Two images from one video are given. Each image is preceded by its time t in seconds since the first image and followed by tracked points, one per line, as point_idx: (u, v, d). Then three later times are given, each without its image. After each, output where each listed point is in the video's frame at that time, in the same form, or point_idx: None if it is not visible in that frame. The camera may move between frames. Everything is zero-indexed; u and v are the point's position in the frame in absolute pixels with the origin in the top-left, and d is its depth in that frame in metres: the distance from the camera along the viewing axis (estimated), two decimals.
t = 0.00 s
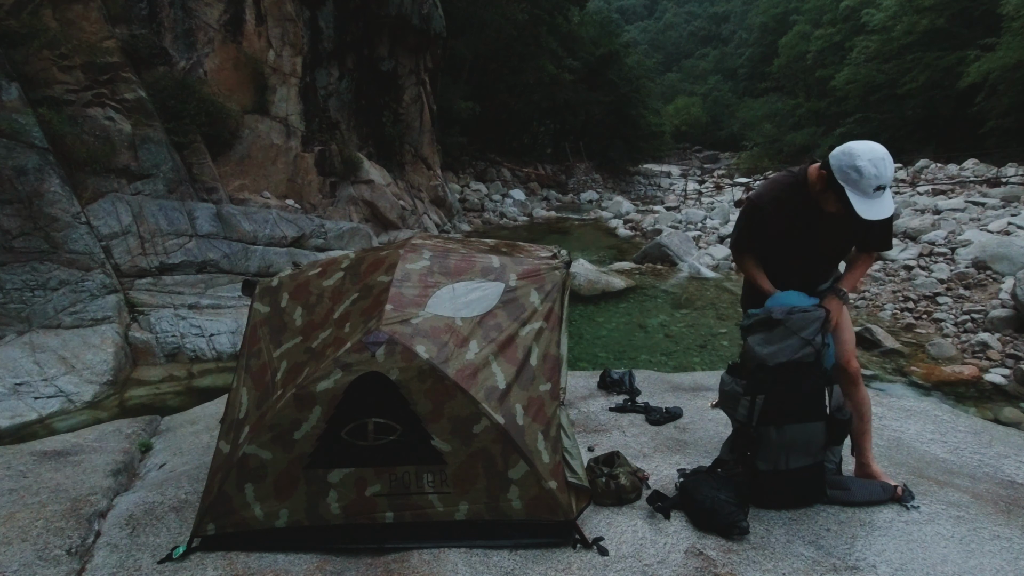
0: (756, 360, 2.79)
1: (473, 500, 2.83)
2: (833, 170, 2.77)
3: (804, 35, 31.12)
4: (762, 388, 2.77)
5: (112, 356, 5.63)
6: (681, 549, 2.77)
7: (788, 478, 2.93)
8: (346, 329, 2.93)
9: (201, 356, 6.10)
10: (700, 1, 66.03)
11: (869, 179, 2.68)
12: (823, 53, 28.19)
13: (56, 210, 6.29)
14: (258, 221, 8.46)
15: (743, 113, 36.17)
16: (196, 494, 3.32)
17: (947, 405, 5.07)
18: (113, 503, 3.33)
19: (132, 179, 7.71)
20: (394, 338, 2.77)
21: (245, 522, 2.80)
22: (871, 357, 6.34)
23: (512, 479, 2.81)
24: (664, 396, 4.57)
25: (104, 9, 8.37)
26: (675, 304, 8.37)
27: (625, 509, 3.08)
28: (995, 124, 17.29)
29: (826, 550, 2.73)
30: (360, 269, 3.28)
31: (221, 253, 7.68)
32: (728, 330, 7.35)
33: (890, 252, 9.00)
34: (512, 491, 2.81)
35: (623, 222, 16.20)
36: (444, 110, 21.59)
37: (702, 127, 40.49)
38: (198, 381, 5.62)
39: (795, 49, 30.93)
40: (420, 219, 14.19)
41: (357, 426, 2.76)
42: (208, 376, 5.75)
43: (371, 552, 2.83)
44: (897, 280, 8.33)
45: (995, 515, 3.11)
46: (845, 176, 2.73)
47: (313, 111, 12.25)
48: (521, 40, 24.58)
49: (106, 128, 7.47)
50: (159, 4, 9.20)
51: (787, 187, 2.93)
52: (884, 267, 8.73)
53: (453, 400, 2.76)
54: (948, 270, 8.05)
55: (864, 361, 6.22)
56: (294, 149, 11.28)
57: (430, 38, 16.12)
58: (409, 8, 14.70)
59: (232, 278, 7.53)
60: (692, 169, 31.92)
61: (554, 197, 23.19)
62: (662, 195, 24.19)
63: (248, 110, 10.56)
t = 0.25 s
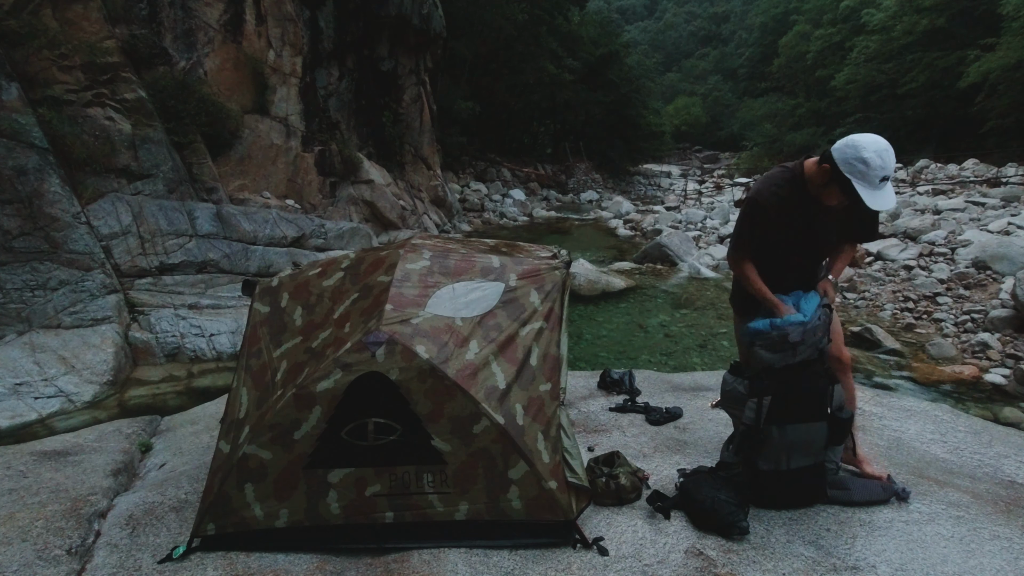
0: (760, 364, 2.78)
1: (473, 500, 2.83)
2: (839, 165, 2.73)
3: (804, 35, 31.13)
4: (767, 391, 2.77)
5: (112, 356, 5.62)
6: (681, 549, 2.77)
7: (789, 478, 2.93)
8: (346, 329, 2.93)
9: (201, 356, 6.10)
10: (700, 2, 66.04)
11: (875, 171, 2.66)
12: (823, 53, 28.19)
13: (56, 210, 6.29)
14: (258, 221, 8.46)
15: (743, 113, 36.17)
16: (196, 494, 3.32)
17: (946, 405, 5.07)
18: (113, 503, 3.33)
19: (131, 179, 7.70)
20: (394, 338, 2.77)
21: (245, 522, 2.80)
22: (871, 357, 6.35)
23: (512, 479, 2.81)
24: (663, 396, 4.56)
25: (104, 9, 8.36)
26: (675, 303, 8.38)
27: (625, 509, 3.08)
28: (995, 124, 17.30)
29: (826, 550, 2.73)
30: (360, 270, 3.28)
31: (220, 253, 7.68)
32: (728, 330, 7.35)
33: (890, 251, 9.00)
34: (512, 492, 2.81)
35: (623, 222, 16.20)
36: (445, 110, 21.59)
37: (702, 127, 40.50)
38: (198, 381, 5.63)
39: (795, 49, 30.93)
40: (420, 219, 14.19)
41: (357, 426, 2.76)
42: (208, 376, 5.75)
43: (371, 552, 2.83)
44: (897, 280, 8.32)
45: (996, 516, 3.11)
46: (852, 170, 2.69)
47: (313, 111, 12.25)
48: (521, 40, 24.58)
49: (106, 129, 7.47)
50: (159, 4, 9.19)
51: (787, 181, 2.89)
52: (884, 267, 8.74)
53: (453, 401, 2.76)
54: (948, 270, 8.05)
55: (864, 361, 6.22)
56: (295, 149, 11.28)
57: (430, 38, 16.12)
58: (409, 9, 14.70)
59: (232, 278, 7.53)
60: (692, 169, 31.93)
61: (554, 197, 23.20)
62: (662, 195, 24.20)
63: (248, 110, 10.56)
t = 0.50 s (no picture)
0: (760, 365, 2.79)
1: (473, 500, 2.83)
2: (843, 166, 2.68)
3: (804, 36, 31.12)
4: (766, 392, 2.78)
5: (112, 356, 5.62)
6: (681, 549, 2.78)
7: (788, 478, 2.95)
8: (346, 329, 2.93)
9: (201, 356, 6.10)
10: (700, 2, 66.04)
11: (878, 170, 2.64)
12: (823, 53, 28.19)
13: (57, 210, 6.29)
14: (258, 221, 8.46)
15: (743, 113, 36.17)
16: (196, 494, 3.32)
17: (947, 405, 5.07)
18: (113, 503, 3.33)
19: (131, 180, 7.70)
20: (394, 338, 2.76)
21: (245, 522, 2.80)
22: (871, 357, 6.35)
23: (512, 479, 2.82)
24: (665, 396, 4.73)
25: (104, 9, 8.36)
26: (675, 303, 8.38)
27: (625, 509, 3.09)
28: (995, 124, 17.29)
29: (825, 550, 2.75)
30: (359, 269, 3.27)
31: (220, 253, 7.68)
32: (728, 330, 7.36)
33: (890, 251, 8.99)
34: (512, 491, 2.82)
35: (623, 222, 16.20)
36: (445, 111, 21.59)
37: (702, 127, 40.51)
38: (198, 381, 5.62)
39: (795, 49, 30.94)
40: (420, 219, 14.18)
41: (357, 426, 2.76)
42: (208, 376, 5.75)
43: (371, 552, 2.83)
44: (897, 280, 8.32)
45: (995, 515, 3.14)
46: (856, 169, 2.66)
47: (313, 111, 12.25)
48: (521, 40, 24.58)
49: (106, 129, 7.47)
50: (159, 4, 9.19)
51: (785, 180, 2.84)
52: (884, 267, 8.73)
53: (453, 401, 2.76)
54: (948, 270, 8.04)
55: (864, 361, 6.22)
56: (295, 149, 11.28)
57: (430, 38, 16.12)
58: (408, 9, 14.70)
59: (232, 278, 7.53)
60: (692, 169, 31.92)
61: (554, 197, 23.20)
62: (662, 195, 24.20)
63: (248, 110, 10.56)
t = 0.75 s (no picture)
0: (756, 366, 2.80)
1: (473, 500, 2.84)
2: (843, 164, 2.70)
3: (804, 35, 31.12)
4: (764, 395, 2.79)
5: (112, 355, 5.62)
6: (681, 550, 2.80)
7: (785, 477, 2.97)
8: (346, 329, 2.93)
9: (201, 356, 6.10)
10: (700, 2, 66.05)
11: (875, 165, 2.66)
12: (823, 53, 28.19)
13: (57, 210, 6.29)
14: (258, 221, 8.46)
15: (743, 113, 36.17)
16: (196, 494, 3.32)
17: (946, 405, 5.07)
18: (113, 503, 3.33)
19: (131, 180, 7.71)
20: (394, 338, 2.75)
21: (245, 522, 2.81)
22: (871, 357, 6.35)
23: (512, 479, 2.82)
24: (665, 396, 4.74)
25: (104, 9, 8.36)
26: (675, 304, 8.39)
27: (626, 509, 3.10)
28: (995, 123, 17.29)
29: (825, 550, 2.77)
30: (360, 269, 3.26)
31: (220, 253, 7.68)
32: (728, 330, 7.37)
33: (890, 251, 9.00)
34: (512, 491, 2.82)
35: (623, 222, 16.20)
36: (445, 111, 21.59)
37: (703, 127, 40.52)
38: (198, 381, 5.62)
39: (795, 49, 30.95)
40: (420, 219, 14.18)
41: (357, 426, 2.76)
42: (208, 376, 5.75)
43: (372, 552, 2.84)
44: (897, 280, 8.33)
45: (995, 515, 3.14)
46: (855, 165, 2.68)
47: (313, 111, 12.26)
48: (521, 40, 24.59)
49: (106, 129, 7.47)
50: (159, 4, 9.20)
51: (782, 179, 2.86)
52: (884, 267, 8.74)
53: (453, 401, 2.76)
54: (948, 270, 8.04)
55: (864, 361, 6.22)
56: (295, 149, 11.28)
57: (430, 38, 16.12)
58: (408, 8, 14.70)
59: (232, 278, 7.53)
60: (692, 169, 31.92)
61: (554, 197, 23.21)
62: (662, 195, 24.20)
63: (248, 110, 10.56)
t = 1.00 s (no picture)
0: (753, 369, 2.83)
1: (472, 500, 2.84)
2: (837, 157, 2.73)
3: (804, 35, 31.11)
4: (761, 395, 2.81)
5: (113, 355, 5.63)
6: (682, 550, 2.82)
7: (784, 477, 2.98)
8: (346, 329, 2.93)
9: (201, 356, 6.10)
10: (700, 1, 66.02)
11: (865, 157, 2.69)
12: (823, 53, 28.18)
13: (57, 210, 6.29)
14: (258, 221, 8.47)
15: (743, 113, 36.16)
16: (196, 494, 3.32)
17: (946, 405, 5.07)
18: (113, 503, 3.33)
19: (132, 180, 7.71)
20: (394, 338, 2.75)
21: (245, 522, 2.81)
22: (871, 357, 6.35)
23: (512, 479, 2.82)
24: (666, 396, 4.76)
25: (104, 9, 8.36)
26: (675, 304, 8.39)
27: (625, 509, 3.12)
28: (995, 123, 17.28)
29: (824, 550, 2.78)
30: (360, 269, 3.26)
31: (220, 253, 7.68)
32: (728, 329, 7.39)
33: (890, 251, 9.00)
34: (512, 491, 2.82)
35: (623, 222, 16.21)
36: (444, 110, 21.59)
37: (702, 127, 40.51)
38: (198, 381, 5.62)
39: (795, 49, 30.94)
40: (420, 219, 14.18)
41: (357, 426, 2.76)
42: (208, 376, 5.75)
43: (372, 552, 2.85)
44: (897, 280, 8.33)
45: (995, 515, 3.14)
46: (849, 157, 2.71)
47: (313, 111, 12.26)
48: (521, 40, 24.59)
49: (106, 129, 7.47)
50: (159, 4, 9.20)
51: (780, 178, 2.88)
52: (883, 267, 8.74)
53: (453, 401, 2.76)
54: (948, 270, 8.04)
55: (864, 361, 6.23)
56: (294, 149, 11.28)
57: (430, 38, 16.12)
58: (408, 8, 14.71)
59: (232, 277, 7.53)
60: (692, 169, 31.91)
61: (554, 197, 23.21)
62: (662, 195, 24.20)
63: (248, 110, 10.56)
